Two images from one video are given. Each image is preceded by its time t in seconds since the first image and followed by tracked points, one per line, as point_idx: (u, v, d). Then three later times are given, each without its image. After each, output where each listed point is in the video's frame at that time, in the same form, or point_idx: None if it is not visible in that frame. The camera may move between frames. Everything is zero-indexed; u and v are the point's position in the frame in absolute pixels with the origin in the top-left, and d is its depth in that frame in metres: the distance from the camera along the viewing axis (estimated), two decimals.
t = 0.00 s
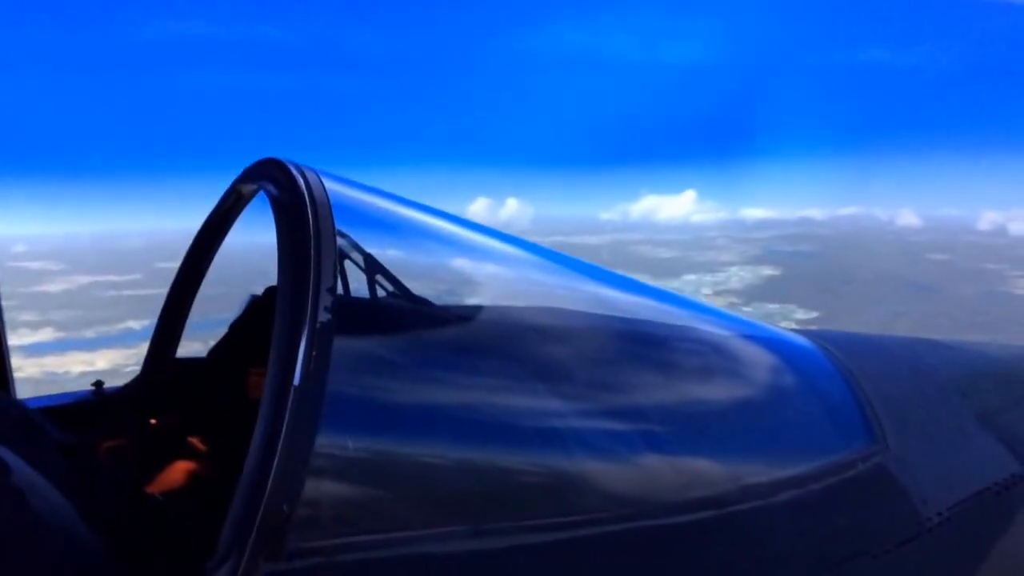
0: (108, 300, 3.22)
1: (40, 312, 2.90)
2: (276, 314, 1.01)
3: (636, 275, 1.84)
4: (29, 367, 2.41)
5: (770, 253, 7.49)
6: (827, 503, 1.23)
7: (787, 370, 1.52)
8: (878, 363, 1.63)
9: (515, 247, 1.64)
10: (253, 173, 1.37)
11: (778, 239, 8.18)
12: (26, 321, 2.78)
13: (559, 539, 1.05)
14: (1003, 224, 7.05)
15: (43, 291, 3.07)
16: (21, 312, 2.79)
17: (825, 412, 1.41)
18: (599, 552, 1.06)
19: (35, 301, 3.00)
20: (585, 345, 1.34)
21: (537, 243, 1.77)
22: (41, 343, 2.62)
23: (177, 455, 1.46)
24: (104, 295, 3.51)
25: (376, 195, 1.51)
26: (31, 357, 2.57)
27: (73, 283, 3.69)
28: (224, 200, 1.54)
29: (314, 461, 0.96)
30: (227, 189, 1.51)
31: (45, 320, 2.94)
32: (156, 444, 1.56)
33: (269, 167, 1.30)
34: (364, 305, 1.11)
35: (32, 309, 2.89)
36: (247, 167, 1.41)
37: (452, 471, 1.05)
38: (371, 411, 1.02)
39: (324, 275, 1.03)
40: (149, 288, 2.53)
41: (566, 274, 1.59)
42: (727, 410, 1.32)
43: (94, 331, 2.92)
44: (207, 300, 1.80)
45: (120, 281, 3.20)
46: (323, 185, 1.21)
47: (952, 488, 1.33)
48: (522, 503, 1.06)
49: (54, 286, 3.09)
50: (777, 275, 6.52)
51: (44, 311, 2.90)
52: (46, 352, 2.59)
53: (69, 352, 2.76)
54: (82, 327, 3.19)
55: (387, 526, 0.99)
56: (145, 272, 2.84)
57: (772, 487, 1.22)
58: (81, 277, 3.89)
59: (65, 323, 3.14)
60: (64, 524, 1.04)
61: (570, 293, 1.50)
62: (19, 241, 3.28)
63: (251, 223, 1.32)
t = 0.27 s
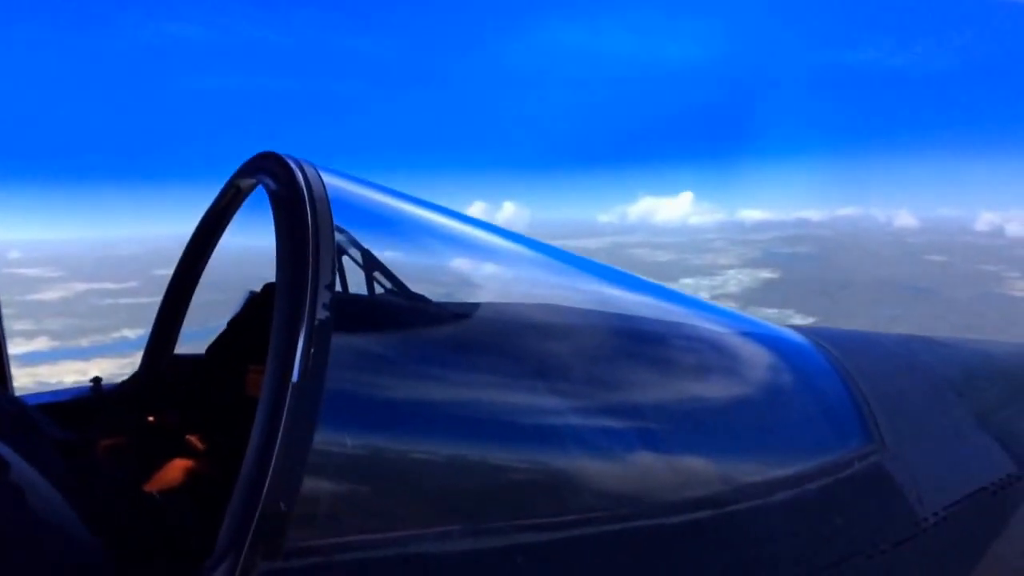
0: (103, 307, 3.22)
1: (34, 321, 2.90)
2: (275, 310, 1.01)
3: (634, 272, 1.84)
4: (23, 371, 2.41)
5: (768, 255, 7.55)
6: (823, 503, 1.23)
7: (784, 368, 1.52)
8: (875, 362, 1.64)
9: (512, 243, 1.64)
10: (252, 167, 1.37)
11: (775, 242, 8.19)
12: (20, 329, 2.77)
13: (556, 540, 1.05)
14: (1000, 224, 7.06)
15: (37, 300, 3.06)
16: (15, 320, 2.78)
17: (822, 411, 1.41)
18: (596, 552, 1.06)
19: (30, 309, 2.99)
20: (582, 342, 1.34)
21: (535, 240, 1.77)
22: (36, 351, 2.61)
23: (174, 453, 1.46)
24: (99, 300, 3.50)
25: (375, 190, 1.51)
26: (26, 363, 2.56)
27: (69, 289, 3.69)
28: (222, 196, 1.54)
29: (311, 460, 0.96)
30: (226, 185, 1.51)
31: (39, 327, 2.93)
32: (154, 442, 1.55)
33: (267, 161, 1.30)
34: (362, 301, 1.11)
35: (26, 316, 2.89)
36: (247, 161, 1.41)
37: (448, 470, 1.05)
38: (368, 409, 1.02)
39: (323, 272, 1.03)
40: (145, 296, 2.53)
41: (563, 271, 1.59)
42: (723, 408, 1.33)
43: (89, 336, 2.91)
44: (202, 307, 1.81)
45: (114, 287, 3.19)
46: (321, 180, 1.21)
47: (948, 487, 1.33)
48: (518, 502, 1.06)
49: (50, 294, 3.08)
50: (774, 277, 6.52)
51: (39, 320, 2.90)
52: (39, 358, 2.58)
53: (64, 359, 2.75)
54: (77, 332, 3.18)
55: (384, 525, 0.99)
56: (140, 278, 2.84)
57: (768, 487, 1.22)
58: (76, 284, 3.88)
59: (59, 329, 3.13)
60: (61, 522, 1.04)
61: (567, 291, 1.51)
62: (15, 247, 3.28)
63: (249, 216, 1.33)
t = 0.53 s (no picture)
0: (97, 312, 3.21)
1: (28, 329, 2.89)
2: (274, 308, 1.00)
3: (632, 268, 1.84)
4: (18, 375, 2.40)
5: (765, 258, 7.55)
6: (822, 502, 1.22)
7: (782, 367, 1.52)
8: (873, 360, 1.64)
9: (511, 239, 1.64)
10: (251, 161, 1.37)
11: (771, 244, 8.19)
12: (14, 336, 2.76)
13: (554, 541, 1.05)
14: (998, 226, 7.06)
15: (30, 307, 3.05)
16: (9, 329, 2.77)
17: (821, 410, 1.41)
18: (594, 552, 1.06)
19: (23, 317, 2.98)
20: (581, 339, 1.34)
21: (534, 236, 1.77)
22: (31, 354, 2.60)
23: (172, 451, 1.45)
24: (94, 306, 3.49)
25: (374, 186, 1.50)
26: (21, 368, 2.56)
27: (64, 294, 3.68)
28: (222, 189, 1.54)
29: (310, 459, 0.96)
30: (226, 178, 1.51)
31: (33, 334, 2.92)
32: (152, 440, 1.55)
33: (266, 155, 1.30)
34: (360, 298, 1.11)
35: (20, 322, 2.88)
36: (247, 152, 1.41)
37: (446, 469, 1.05)
38: (366, 408, 1.02)
39: (322, 269, 1.03)
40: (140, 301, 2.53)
41: (562, 267, 1.59)
42: (721, 407, 1.33)
43: (82, 344, 2.90)
44: (200, 308, 1.81)
45: (110, 292, 3.19)
46: (320, 174, 1.21)
47: (947, 487, 1.33)
48: (516, 502, 1.06)
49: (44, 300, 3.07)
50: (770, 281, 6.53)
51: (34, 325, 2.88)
52: (34, 364, 2.58)
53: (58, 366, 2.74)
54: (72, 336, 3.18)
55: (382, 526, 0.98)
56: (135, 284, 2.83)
57: (767, 487, 1.21)
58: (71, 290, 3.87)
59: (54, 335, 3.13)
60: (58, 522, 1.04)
61: (566, 287, 1.50)
62: (9, 251, 3.26)
63: (248, 209, 1.32)
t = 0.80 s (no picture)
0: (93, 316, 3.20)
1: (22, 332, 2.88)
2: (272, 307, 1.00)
3: (631, 269, 1.84)
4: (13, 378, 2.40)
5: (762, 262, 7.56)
6: (820, 504, 1.22)
7: (781, 367, 1.52)
8: (872, 361, 1.64)
9: (510, 239, 1.64)
10: (250, 161, 1.36)
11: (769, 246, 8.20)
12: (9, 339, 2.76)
13: (550, 542, 1.04)
14: (996, 229, 7.07)
15: (25, 309, 3.04)
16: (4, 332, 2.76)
17: (820, 412, 1.41)
18: (592, 554, 1.05)
19: (19, 320, 2.97)
20: (579, 340, 1.34)
21: (532, 236, 1.77)
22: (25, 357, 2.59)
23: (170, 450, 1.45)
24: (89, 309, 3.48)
25: (373, 186, 1.50)
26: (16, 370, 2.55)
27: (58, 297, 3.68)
28: (221, 189, 1.54)
29: (308, 459, 0.95)
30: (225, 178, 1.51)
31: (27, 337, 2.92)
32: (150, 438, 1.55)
33: (265, 154, 1.29)
34: (359, 297, 1.11)
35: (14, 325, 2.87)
36: (246, 152, 1.40)
37: (444, 470, 1.04)
38: (365, 407, 1.02)
39: (321, 268, 1.02)
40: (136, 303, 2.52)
41: (561, 267, 1.59)
42: (720, 407, 1.33)
43: (78, 347, 2.90)
44: (200, 308, 1.81)
45: (105, 295, 3.19)
46: (319, 173, 1.21)
47: (946, 489, 1.32)
48: (514, 503, 1.06)
49: (39, 302, 3.06)
50: (768, 284, 6.52)
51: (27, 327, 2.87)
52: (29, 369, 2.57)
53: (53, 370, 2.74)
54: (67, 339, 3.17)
55: (379, 527, 0.98)
56: (131, 288, 2.83)
57: (765, 488, 1.21)
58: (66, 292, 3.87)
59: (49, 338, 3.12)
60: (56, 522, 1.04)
61: (565, 287, 1.51)
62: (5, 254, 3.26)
63: (247, 208, 1.32)
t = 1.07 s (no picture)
0: (88, 312, 3.19)
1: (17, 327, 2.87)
2: (272, 308, 1.00)
3: (628, 271, 1.84)
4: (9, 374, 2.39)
5: (759, 262, 7.57)
6: (819, 508, 1.22)
7: (779, 370, 1.52)
8: (870, 364, 1.64)
9: (508, 241, 1.64)
10: (249, 162, 1.36)
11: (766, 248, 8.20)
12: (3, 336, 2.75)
13: (550, 543, 1.04)
14: (992, 232, 7.08)
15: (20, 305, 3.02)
16: None
17: (820, 416, 1.41)
18: (591, 556, 1.05)
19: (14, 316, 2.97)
20: (578, 342, 1.34)
21: (530, 238, 1.77)
22: (21, 353, 2.58)
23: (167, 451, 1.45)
24: (85, 306, 3.47)
25: (371, 187, 1.50)
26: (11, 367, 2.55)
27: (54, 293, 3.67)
28: (220, 190, 1.54)
29: (307, 460, 0.95)
30: (224, 178, 1.50)
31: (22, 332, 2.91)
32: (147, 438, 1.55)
33: (265, 156, 1.29)
34: (358, 299, 1.10)
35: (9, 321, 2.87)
36: (246, 153, 1.40)
37: (445, 471, 1.04)
38: (364, 409, 1.02)
39: (321, 269, 1.02)
40: (131, 299, 2.52)
41: (558, 269, 1.59)
42: (718, 410, 1.32)
43: (73, 343, 2.89)
44: (200, 306, 1.81)
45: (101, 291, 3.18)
46: (318, 175, 1.20)
47: (945, 494, 1.32)
48: (514, 504, 1.06)
49: (33, 299, 3.05)
50: (764, 286, 6.53)
51: (21, 323, 2.85)
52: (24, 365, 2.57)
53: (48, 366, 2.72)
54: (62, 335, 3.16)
55: (378, 527, 0.98)
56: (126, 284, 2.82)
57: (764, 491, 1.21)
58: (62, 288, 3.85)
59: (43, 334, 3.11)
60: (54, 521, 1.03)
61: (563, 288, 1.50)
62: None
63: (247, 208, 1.32)
